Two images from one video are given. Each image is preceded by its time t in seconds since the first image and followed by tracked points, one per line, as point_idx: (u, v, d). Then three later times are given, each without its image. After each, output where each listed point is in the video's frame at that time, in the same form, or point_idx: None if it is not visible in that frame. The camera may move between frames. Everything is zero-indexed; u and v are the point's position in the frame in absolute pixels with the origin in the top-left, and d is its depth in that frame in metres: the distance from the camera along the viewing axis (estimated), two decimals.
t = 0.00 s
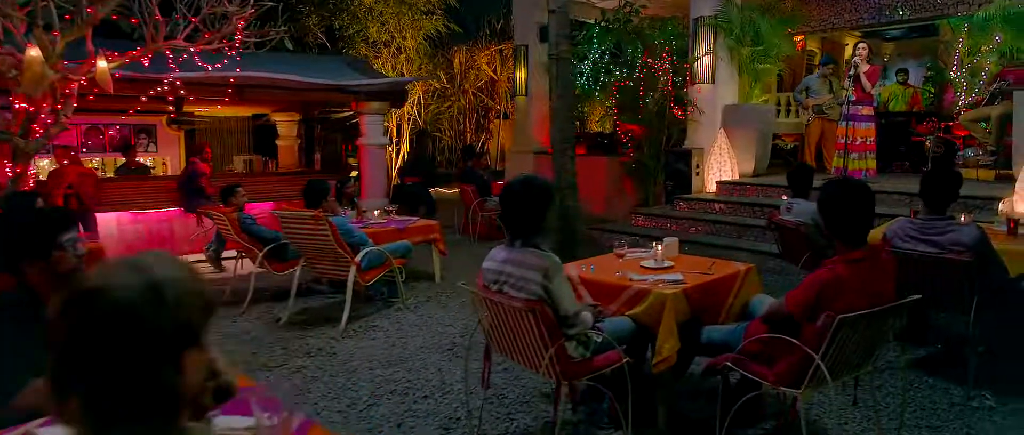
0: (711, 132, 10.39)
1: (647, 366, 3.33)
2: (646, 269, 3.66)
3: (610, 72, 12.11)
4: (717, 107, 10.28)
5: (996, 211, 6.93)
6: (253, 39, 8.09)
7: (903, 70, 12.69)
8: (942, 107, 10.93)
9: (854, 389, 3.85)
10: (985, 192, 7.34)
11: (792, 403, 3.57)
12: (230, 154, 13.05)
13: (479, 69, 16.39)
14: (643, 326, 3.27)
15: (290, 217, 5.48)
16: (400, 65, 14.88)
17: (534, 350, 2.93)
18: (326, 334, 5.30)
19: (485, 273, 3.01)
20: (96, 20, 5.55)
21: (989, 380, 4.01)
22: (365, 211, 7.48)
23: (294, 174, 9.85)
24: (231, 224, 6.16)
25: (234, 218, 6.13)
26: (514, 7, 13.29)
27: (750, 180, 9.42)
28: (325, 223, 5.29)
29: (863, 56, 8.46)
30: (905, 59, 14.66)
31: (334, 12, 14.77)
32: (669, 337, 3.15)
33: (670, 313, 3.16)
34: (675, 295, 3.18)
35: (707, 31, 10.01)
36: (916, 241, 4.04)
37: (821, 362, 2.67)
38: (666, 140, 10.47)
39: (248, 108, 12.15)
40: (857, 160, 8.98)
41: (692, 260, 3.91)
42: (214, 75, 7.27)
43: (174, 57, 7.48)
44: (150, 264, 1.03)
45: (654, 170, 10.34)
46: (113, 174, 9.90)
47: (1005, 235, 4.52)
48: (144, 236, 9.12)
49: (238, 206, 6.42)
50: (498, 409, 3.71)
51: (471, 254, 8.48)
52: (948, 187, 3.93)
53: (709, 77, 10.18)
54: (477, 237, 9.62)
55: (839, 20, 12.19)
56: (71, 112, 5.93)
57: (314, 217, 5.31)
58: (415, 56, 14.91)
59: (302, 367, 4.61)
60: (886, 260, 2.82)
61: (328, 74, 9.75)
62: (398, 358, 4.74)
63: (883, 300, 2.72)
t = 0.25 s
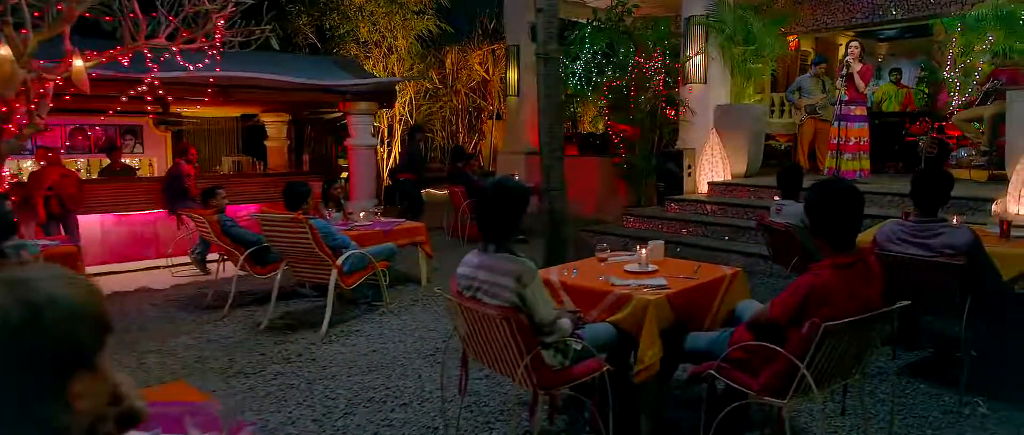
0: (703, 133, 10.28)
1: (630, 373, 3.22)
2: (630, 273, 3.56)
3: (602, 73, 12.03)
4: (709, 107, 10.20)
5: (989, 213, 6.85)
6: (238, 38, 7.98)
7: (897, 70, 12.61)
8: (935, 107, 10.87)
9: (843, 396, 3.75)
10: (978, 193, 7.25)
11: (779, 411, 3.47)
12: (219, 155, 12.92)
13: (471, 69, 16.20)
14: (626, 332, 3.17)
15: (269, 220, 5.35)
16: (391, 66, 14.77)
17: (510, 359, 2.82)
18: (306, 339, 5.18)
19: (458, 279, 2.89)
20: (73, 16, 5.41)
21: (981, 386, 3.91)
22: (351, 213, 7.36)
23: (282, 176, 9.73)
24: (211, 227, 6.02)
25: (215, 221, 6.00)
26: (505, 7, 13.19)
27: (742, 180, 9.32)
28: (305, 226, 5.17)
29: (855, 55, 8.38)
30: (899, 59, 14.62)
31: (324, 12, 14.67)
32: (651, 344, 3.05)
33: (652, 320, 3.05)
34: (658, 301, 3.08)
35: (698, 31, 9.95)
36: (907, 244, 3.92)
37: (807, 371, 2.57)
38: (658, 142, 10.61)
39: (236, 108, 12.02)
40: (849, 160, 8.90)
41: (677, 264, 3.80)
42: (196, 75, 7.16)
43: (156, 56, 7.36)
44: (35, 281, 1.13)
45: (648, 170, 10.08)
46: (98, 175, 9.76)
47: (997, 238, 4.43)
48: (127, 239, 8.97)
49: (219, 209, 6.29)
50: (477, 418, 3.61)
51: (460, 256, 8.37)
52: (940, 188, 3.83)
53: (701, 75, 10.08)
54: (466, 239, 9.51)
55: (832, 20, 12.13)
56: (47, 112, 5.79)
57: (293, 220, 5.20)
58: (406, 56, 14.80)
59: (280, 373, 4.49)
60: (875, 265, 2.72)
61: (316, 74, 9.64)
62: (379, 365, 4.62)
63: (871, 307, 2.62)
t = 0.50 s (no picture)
0: (694, 134, 10.16)
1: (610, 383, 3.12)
2: (613, 279, 3.44)
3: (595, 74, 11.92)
4: (701, 108, 10.07)
5: (982, 214, 6.77)
6: (222, 39, 7.92)
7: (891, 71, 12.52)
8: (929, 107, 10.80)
9: (832, 405, 3.64)
10: (971, 194, 7.17)
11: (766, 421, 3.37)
12: (207, 157, 12.78)
13: (463, 70, 15.75)
14: (607, 340, 3.06)
15: (247, 224, 5.23)
16: (382, 66, 14.65)
17: (485, 369, 2.71)
18: (286, 345, 5.05)
19: (431, 287, 2.78)
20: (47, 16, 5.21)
21: (974, 393, 3.82)
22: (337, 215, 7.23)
23: (269, 178, 9.60)
24: (190, 231, 5.88)
25: (194, 224, 5.87)
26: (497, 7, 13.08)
27: (734, 182, 9.23)
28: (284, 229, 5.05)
29: (847, 55, 8.17)
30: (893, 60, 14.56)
31: (314, 13, 14.55)
32: (632, 353, 2.94)
33: (633, 328, 2.95)
34: (639, 308, 2.97)
35: (689, 31, 9.78)
36: (898, 248, 3.82)
37: (791, 381, 2.47)
38: (649, 143, 10.62)
39: (224, 110, 11.89)
40: (843, 162, 8.85)
41: (662, 268, 3.70)
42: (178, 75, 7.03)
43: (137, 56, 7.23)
44: None
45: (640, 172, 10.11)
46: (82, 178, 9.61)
47: (990, 240, 4.34)
48: (111, 242, 8.88)
49: (199, 212, 6.16)
50: (455, 428, 3.49)
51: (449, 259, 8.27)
52: (931, 191, 3.71)
53: (693, 77, 9.98)
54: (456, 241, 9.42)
55: (825, 20, 12.05)
56: (20, 113, 5.65)
57: (272, 223, 5.07)
58: (396, 57, 14.68)
59: (255, 381, 4.38)
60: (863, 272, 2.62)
61: (303, 75, 9.53)
62: (358, 372, 4.51)
63: (858, 315, 2.52)
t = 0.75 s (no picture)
0: (688, 136, 10.12)
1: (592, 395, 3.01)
2: (596, 286, 3.33)
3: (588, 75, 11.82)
4: (694, 110, 10.05)
5: (977, 218, 6.68)
6: (207, 39, 7.80)
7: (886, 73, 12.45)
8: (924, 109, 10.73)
9: (823, 415, 3.53)
10: (967, 197, 7.09)
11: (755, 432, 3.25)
12: (197, 159, 12.66)
13: (457, 72, 15.58)
14: (587, 349, 2.95)
15: (226, 227, 5.12)
16: (374, 68, 14.56)
17: (459, 382, 2.59)
18: (266, 353, 4.93)
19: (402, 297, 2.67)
20: (23, 16, 5.07)
21: (969, 402, 3.71)
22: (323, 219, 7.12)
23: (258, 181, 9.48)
24: (171, 235, 5.75)
25: (175, 229, 5.74)
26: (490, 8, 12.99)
27: (727, 185, 9.14)
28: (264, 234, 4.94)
29: (841, 56, 8.10)
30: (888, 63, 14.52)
31: (306, 14, 14.43)
32: (614, 364, 2.83)
33: (615, 337, 2.84)
34: (621, 316, 2.86)
35: (683, 32, 9.67)
36: (891, 253, 3.73)
37: (777, 395, 2.36)
38: (643, 146, 10.22)
39: (214, 112, 11.77)
40: (839, 164, 8.74)
41: (648, 275, 3.59)
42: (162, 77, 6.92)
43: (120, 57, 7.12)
44: None
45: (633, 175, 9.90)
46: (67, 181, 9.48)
47: (984, 245, 4.24)
48: (96, 245, 8.71)
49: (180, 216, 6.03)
50: None
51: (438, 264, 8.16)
52: (924, 195, 3.61)
53: (687, 79, 9.90)
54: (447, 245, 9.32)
55: (820, 22, 11.99)
56: None
57: (252, 228, 4.96)
58: (389, 59, 14.58)
59: (232, 391, 4.25)
60: (852, 279, 2.51)
61: (292, 77, 9.42)
62: (338, 380, 4.39)
63: (847, 325, 2.41)
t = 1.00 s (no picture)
0: (681, 137, 9.98)
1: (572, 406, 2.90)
2: (578, 293, 3.23)
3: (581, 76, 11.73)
4: (687, 111, 9.89)
5: (971, 221, 6.59)
6: (191, 40, 7.68)
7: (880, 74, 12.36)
8: (917, 111, 10.66)
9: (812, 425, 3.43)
10: (960, 199, 7.00)
11: None
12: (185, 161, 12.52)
13: (450, 74, 15.46)
14: (568, 359, 2.84)
15: (203, 231, 5.00)
16: (365, 70, 14.44)
17: (429, 395, 2.47)
18: (245, 360, 4.81)
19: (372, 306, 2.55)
20: None
21: (962, 410, 3.62)
22: (309, 221, 7.00)
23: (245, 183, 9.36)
24: (150, 238, 5.62)
25: (154, 232, 5.61)
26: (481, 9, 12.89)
27: (719, 187, 9.05)
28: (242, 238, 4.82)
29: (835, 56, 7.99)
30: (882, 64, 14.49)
31: (296, 14, 14.29)
32: (594, 374, 2.73)
33: (595, 347, 2.73)
34: (602, 325, 2.75)
35: (675, 33, 9.55)
36: (883, 259, 3.63)
37: (760, 408, 2.25)
38: (635, 147, 10.16)
39: (203, 113, 11.64)
40: (832, 166, 8.67)
41: (633, 280, 3.49)
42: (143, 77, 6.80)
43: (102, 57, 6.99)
44: None
45: (624, 177, 9.94)
46: (51, 183, 9.34)
47: (978, 248, 4.15)
48: (79, 249, 8.59)
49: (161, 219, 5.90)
50: None
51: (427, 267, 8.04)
52: (916, 200, 3.49)
53: (679, 79, 9.74)
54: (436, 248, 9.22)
55: (813, 23, 11.92)
56: None
57: (230, 232, 4.84)
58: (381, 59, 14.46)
59: (207, 400, 4.12)
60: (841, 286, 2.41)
61: (279, 78, 9.31)
62: (317, 388, 4.27)
63: (834, 334, 2.31)
